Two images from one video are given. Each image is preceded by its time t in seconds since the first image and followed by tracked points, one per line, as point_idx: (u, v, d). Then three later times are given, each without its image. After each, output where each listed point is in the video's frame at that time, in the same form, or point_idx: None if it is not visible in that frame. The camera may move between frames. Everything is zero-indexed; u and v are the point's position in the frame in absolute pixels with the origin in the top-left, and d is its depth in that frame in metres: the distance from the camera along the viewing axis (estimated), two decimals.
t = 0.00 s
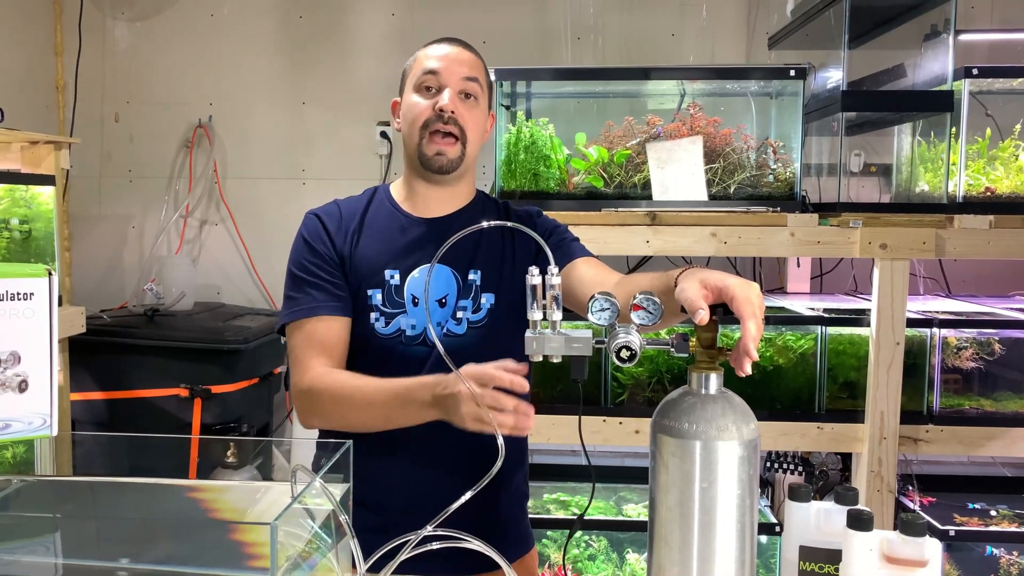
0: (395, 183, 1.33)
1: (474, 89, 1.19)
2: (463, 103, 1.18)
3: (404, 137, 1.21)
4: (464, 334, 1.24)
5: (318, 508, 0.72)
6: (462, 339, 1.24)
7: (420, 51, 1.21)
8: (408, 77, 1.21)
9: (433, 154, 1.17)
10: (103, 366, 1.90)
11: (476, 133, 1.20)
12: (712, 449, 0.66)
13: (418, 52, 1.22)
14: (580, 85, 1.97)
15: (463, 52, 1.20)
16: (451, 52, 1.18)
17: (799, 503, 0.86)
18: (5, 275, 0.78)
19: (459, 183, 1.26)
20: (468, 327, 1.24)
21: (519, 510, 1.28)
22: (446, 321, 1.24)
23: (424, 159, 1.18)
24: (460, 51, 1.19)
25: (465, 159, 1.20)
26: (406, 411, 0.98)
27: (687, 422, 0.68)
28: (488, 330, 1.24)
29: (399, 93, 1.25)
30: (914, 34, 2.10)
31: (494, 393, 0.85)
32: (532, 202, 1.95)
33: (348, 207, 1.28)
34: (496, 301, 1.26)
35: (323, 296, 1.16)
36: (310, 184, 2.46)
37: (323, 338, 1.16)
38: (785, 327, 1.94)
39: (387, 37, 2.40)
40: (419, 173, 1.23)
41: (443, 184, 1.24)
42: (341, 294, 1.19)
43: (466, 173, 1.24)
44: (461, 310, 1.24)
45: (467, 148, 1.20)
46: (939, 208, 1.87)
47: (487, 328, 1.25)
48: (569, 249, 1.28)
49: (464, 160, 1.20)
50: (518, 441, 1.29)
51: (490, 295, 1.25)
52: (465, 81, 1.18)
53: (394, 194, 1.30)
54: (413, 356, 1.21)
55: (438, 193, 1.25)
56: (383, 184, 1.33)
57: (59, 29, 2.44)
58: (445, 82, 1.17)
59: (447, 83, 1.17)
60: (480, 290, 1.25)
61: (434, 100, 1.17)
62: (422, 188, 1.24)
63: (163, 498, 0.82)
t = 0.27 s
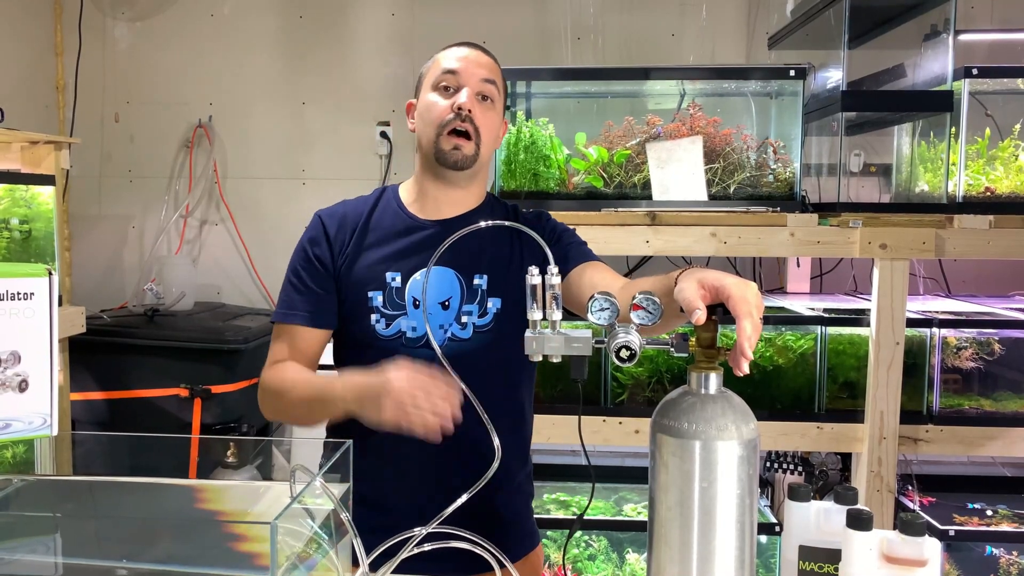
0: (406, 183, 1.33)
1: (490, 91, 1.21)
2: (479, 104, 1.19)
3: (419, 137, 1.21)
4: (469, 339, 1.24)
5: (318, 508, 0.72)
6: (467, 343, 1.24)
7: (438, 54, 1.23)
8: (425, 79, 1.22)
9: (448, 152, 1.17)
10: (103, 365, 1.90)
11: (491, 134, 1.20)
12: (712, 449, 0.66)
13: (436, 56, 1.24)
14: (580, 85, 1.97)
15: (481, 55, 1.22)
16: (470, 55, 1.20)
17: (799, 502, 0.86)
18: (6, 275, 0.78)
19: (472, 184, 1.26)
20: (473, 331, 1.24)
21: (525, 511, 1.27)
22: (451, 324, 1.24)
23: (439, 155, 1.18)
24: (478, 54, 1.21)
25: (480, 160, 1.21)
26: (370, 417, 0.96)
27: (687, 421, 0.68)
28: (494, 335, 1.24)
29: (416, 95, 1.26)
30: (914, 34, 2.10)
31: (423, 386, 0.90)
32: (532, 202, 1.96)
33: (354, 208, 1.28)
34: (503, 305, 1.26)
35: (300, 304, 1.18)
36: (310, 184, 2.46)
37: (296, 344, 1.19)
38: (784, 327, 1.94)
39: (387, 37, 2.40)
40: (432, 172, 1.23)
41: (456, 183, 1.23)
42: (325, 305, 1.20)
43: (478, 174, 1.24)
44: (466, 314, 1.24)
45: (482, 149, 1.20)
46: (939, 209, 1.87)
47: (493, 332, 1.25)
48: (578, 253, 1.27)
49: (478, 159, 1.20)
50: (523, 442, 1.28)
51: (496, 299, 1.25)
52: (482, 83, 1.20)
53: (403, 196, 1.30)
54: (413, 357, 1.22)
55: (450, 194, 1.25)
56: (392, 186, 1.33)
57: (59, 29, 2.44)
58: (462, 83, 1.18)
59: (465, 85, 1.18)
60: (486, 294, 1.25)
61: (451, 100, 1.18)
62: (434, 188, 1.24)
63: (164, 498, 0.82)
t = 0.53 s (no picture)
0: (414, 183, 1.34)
1: (492, 93, 1.21)
2: (482, 107, 1.20)
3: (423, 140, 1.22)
4: (472, 338, 1.24)
5: (319, 508, 0.72)
6: (470, 342, 1.24)
7: (440, 58, 1.23)
8: (429, 82, 1.23)
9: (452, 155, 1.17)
10: (104, 365, 1.90)
11: (495, 137, 1.21)
12: (712, 449, 0.66)
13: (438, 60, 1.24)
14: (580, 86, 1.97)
15: (482, 57, 1.22)
16: (472, 57, 1.21)
17: (800, 502, 0.86)
18: (7, 275, 0.78)
19: (477, 185, 1.26)
20: (476, 331, 1.24)
21: (527, 512, 1.27)
22: (454, 323, 1.24)
23: (441, 162, 1.18)
24: (480, 56, 1.21)
25: (484, 162, 1.21)
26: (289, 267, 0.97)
27: (687, 422, 0.68)
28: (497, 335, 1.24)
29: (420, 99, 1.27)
30: (915, 34, 2.10)
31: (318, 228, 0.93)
32: (532, 202, 1.96)
33: (365, 200, 1.31)
34: (507, 305, 1.26)
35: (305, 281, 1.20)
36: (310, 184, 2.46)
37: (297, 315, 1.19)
38: (785, 328, 1.94)
39: (388, 38, 2.40)
40: (437, 175, 1.23)
41: (461, 187, 1.24)
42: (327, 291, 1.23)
43: (483, 177, 1.24)
44: (470, 313, 1.25)
45: (486, 151, 1.20)
46: (940, 209, 1.87)
47: (496, 333, 1.25)
48: (583, 256, 1.27)
49: (482, 163, 1.20)
50: (527, 443, 1.27)
51: (500, 300, 1.25)
52: (483, 85, 1.20)
53: (412, 194, 1.32)
54: (413, 353, 1.23)
55: (455, 195, 1.26)
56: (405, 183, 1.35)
57: (60, 29, 2.44)
58: (464, 87, 1.19)
59: (468, 87, 1.19)
60: (491, 294, 1.25)
61: (454, 104, 1.18)
62: (439, 190, 1.25)
63: (165, 497, 0.82)
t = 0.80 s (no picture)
0: (420, 183, 1.35)
1: (503, 94, 1.21)
2: (492, 107, 1.20)
3: (433, 140, 1.22)
4: (476, 336, 1.24)
5: (321, 508, 0.73)
6: (474, 340, 1.24)
7: (450, 58, 1.23)
8: (439, 82, 1.24)
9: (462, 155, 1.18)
10: (105, 365, 1.90)
11: (504, 137, 1.22)
12: (715, 449, 0.66)
13: (448, 60, 1.25)
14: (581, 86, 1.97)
15: (493, 59, 1.22)
16: (483, 58, 1.21)
17: (802, 503, 0.86)
18: (9, 275, 0.78)
19: (486, 184, 1.27)
20: (480, 329, 1.25)
21: (529, 511, 1.26)
22: (459, 321, 1.24)
23: (452, 160, 1.18)
24: (491, 57, 1.22)
25: (493, 162, 1.22)
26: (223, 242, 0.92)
27: (690, 422, 0.68)
28: (501, 334, 1.25)
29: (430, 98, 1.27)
30: (916, 34, 2.09)
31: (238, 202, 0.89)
32: (534, 202, 1.96)
33: (370, 200, 1.32)
34: (511, 305, 1.26)
35: (310, 271, 1.20)
36: (311, 184, 2.46)
37: (293, 302, 1.17)
38: (787, 328, 1.94)
39: (389, 38, 2.40)
40: (446, 174, 1.24)
41: (471, 185, 1.25)
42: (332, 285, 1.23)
43: (493, 175, 1.25)
44: (474, 311, 1.25)
45: (496, 151, 1.21)
46: (941, 209, 1.87)
47: (500, 332, 1.25)
48: (588, 256, 1.27)
49: (491, 161, 1.21)
50: (529, 441, 1.27)
51: (504, 299, 1.26)
52: (494, 87, 1.20)
53: (420, 193, 1.32)
54: (417, 350, 1.23)
55: (464, 194, 1.27)
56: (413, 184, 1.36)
57: (61, 29, 2.45)
58: (475, 89, 1.19)
59: (478, 88, 1.19)
60: (495, 293, 1.26)
61: (464, 105, 1.19)
62: (448, 189, 1.26)
63: (167, 497, 0.83)
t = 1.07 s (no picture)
0: (422, 185, 1.35)
1: (507, 101, 1.21)
2: (496, 114, 1.20)
3: (436, 143, 1.22)
4: (479, 339, 1.24)
5: (324, 509, 0.73)
6: (477, 343, 1.24)
7: (455, 60, 1.23)
8: (442, 85, 1.23)
9: (465, 161, 1.19)
10: (106, 367, 1.89)
11: (507, 143, 1.22)
12: (716, 450, 0.66)
13: (452, 61, 1.24)
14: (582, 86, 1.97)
15: (498, 64, 1.22)
16: (488, 62, 1.20)
17: (803, 504, 0.85)
18: (14, 277, 0.78)
19: (488, 188, 1.27)
20: (483, 332, 1.25)
21: (531, 511, 1.27)
22: (461, 324, 1.25)
23: (456, 166, 1.20)
24: (495, 61, 1.21)
25: (495, 167, 1.22)
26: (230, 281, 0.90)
27: (691, 423, 0.68)
28: (504, 336, 1.25)
29: (433, 98, 1.27)
30: (917, 34, 2.09)
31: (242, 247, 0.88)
32: (535, 203, 1.96)
33: (370, 204, 1.31)
34: (514, 307, 1.26)
35: (306, 288, 1.21)
36: (312, 185, 2.46)
37: (293, 321, 1.20)
38: (788, 328, 1.94)
39: (390, 38, 2.40)
40: (448, 178, 1.24)
41: (473, 189, 1.25)
42: (332, 297, 1.24)
43: (496, 180, 1.25)
44: (477, 315, 1.25)
45: (498, 156, 1.22)
46: (942, 209, 1.87)
47: (503, 334, 1.25)
48: (590, 258, 1.27)
49: (494, 167, 1.22)
50: (532, 443, 1.28)
51: (507, 301, 1.26)
52: (499, 93, 1.20)
53: (421, 195, 1.32)
54: (420, 353, 1.23)
55: (465, 198, 1.27)
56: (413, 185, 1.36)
57: (62, 30, 2.45)
58: (479, 94, 1.19)
59: (482, 93, 1.19)
60: (498, 296, 1.26)
61: (469, 111, 1.19)
62: (449, 193, 1.26)
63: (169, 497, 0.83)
